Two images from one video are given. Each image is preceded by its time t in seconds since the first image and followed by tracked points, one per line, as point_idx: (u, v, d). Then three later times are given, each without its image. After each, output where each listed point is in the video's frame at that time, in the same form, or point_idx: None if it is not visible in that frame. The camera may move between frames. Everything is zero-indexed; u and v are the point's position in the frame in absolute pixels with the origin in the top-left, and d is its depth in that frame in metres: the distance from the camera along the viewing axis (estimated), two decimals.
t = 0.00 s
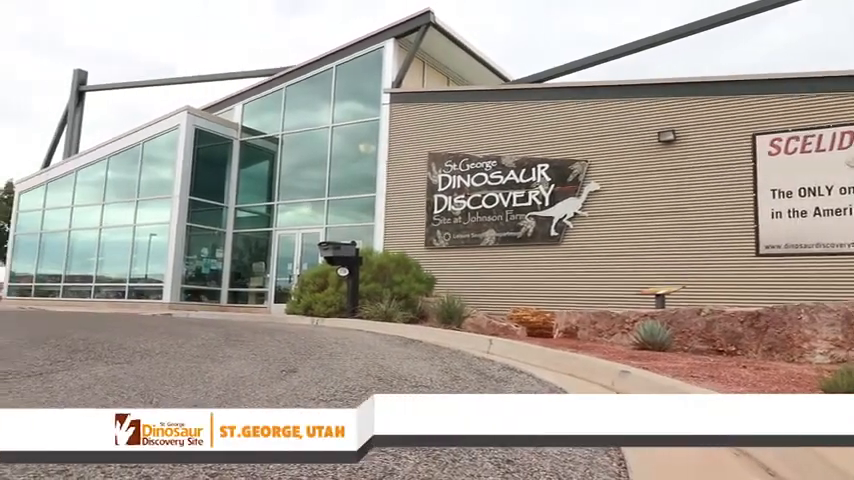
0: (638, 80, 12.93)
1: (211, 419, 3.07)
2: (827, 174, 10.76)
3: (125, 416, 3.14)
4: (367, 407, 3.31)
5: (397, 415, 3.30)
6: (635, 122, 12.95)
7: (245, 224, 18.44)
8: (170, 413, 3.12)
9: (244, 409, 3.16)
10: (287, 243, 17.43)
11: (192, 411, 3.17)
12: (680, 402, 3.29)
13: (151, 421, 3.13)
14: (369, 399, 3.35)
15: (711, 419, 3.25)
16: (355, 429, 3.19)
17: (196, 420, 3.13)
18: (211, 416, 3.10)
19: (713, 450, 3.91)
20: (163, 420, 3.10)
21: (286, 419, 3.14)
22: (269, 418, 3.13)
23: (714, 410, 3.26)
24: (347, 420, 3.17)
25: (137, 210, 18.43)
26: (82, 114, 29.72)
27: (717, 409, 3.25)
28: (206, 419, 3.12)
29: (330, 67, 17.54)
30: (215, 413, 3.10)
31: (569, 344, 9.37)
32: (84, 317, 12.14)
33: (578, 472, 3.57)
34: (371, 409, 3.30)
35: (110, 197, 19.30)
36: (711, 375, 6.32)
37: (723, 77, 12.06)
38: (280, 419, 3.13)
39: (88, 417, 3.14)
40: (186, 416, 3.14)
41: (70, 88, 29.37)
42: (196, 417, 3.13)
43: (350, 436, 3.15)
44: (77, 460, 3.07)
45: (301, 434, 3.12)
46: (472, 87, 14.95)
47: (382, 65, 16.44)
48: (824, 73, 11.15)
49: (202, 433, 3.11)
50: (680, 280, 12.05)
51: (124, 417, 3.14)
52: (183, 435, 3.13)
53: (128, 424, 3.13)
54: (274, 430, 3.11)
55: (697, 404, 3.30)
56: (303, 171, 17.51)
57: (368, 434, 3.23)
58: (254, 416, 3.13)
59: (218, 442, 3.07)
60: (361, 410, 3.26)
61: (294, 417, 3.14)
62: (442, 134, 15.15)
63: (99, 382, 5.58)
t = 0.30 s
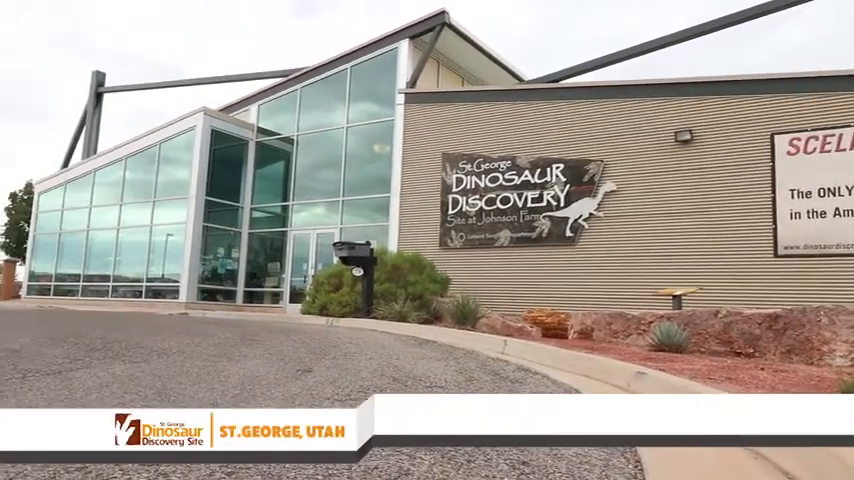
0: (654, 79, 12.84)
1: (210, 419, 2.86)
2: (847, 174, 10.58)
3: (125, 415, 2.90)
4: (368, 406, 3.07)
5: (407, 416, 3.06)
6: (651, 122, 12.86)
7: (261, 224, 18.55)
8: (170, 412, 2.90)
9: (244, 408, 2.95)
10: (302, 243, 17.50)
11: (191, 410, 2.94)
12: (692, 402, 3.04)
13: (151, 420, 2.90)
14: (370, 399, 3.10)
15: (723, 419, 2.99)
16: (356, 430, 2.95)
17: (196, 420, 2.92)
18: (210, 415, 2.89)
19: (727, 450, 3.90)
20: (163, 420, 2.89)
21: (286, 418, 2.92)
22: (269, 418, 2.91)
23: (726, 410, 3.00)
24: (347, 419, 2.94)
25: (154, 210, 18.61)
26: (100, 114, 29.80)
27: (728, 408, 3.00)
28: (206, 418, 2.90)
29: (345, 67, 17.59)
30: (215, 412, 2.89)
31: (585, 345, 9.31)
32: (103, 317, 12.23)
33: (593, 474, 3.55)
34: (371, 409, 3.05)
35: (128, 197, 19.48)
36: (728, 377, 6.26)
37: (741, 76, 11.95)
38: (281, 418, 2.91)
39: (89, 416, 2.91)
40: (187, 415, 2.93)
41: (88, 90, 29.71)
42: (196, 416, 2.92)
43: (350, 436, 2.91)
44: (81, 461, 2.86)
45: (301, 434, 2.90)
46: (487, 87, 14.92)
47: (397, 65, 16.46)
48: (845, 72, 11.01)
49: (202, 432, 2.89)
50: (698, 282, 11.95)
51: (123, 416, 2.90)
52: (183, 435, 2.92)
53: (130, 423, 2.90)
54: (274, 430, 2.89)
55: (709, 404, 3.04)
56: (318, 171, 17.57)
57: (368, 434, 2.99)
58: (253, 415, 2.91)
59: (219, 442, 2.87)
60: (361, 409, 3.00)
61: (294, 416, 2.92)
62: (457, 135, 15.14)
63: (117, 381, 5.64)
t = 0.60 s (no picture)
0: (670, 79, 12.75)
1: (210, 419, 2.74)
2: None
3: (125, 414, 2.78)
4: (367, 405, 2.94)
5: (405, 416, 2.91)
6: (667, 122, 12.77)
7: (275, 224, 18.64)
8: (169, 412, 2.77)
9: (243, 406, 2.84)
10: (316, 243, 17.57)
11: (191, 409, 2.82)
12: (691, 402, 2.86)
13: (151, 420, 2.77)
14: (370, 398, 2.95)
15: (721, 420, 2.83)
16: (356, 430, 2.84)
17: (196, 420, 2.80)
18: (211, 415, 2.77)
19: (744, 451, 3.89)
20: (163, 420, 2.76)
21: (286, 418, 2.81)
22: (270, 417, 2.79)
23: (725, 410, 2.84)
24: (348, 419, 2.84)
25: (170, 211, 18.76)
26: (117, 116, 30.16)
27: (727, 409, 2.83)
28: (206, 418, 2.78)
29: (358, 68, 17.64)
30: (215, 412, 2.77)
31: (599, 346, 9.26)
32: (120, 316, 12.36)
33: (609, 475, 3.55)
34: (371, 409, 2.90)
35: (144, 198, 19.65)
36: (744, 379, 6.20)
37: (758, 75, 11.85)
38: (281, 418, 2.80)
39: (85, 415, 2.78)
40: (187, 414, 2.80)
41: (106, 92, 30.08)
42: (196, 416, 2.80)
43: (350, 436, 2.81)
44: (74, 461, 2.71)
45: (302, 434, 2.78)
46: (501, 87, 14.90)
47: (411, 65, 16.46)
48: None
49: (202, 433, 2.77)
50: (714, 282, 11.84)
51: (123, 416, 2.78)
52: (183, 435, 2.79)
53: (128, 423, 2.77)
54: (274, 430, 2.77)
55: (707, 404, 2.87)
56: (332, 172, 17.63)
57: (367, 435, 2.84)
58: (255, 415, 2.79)
59: (218, 442, 2.75)
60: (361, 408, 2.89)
61: (296, 416, 2.80)
62: (471, 135, 15.13)
63: (133, 379, 5.69)
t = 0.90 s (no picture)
0: (686, 78, 12.65)
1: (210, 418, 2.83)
2: None
3: (125, 415, 2.93)
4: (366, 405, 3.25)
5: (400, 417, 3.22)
6: (683, 121, 12.66)
7: (290, 224, 18.74)
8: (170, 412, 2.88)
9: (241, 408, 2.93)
10: (331, 243, 17.63)
11: (192, 409, 2.92)
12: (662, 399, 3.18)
13: (151, 420, 2.89)
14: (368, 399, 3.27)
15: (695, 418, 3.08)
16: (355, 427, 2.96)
17: (196, 420, 2.88)
18: (210, 415, 2.86)
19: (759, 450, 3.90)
20: (163, 419, 2.87)
21: (286, 419, 2.92)
22: (271, 418, 2.90)
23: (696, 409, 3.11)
24: (347, 419, 2.96)
25: (186, 211, 18.92)
26: (133, 117, 30.46)
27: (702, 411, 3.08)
28: (206, 418, 2.87)
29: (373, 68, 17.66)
30: (215, 412, 2.85)
31: (614, 346, 9.20)
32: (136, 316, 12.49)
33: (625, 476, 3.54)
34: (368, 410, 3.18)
35: (160, 199, 19.83)
36: (762, 380, 6.14)
37: (776, 74, 11.72)
38: (282, 419, 2.90)
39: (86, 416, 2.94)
40: (187, 414, 2.90)
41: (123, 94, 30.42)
42: (196, 416, 2.89)
43: (350, 436, 2.94)
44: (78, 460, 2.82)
45: (302, 434, 2.91)
46: (516, 87, 14.86)
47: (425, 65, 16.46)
48: None
49: (202, 432, 2.86)
50: (730, 282, 11.72)
51: (124, 416, 2.92)
52: (183, 435, 2.89)
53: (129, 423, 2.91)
54: (274, 430, 2.89)
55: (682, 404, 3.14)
56: (346, 172, 17.68)
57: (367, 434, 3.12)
58: (254, 415, 2.90)
59: (218, 441, 2.84)
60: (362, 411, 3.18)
61: (296, 416, 2.92)
62: (485, 135, 15.11)
63: (150, 379, 5.71)
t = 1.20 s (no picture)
0: (701, 77, 12.55)
1: (210, 418, 3.07)
2: None
3: (125, 415, 3.16)
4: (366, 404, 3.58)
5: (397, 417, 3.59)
6: (697, 121, 12.57)
7: (302, 224, 18.79)
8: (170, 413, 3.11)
9: (242, 410, 3.18)
10: (342, 243, 17.67)
11: (193, 410, 3.16)
12: (643, 402, 3.61)
13: (150, 421, 3.11)
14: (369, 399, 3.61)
15: (677, 417, 3.47)
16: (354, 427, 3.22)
17: (196, 420, 3.12)
18: (210, 415, 3.10)
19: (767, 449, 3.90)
20: (163, 420, 3.10)
21: (286, 419, 3.17)
22: (270, 419, 3.15)
23: (679, 409, 3.54)
24: (347, 419, 3.21)
25: (199, 211, 19.04)
26: (147, 118, 30.67)
27: (689, 413, 3.49)
28: (206, 418, 3.11)
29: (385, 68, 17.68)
30: (215, 412, 3.09)
31: (626, 347, 9.14)
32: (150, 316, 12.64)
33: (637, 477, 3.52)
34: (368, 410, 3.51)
35: (173, 199, 19.96)
36: (776, 382, 6.08)
37: (792, 73, 11.61)
38: (280, 420, 3.15)
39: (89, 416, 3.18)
40: (187, 415, 3.14)
41: (137, 94, 30.70)
42: (196, 416, 3.12)
43: (349, 436, 3.20)
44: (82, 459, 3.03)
45: (302, 434, 3.15)
46: (528, 87, 14.81)
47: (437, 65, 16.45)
48: None
49: (201, 432, 3.10)
50: (744, 283, 11.62)
51: (124, 417, 3.16)
52: (183, 436, 3.12)
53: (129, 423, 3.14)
54: (274, 430, 3.13)
55: (668, 407, 3.54)
56: (357, 172, 17.72)
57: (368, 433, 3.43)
58: (254, 417, 3.15)
59: (217, 441, 3.07)
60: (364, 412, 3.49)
61: (296, 417, 3.17)
62: (497, 135, 15.08)
63: (163, 378, 5.74)
